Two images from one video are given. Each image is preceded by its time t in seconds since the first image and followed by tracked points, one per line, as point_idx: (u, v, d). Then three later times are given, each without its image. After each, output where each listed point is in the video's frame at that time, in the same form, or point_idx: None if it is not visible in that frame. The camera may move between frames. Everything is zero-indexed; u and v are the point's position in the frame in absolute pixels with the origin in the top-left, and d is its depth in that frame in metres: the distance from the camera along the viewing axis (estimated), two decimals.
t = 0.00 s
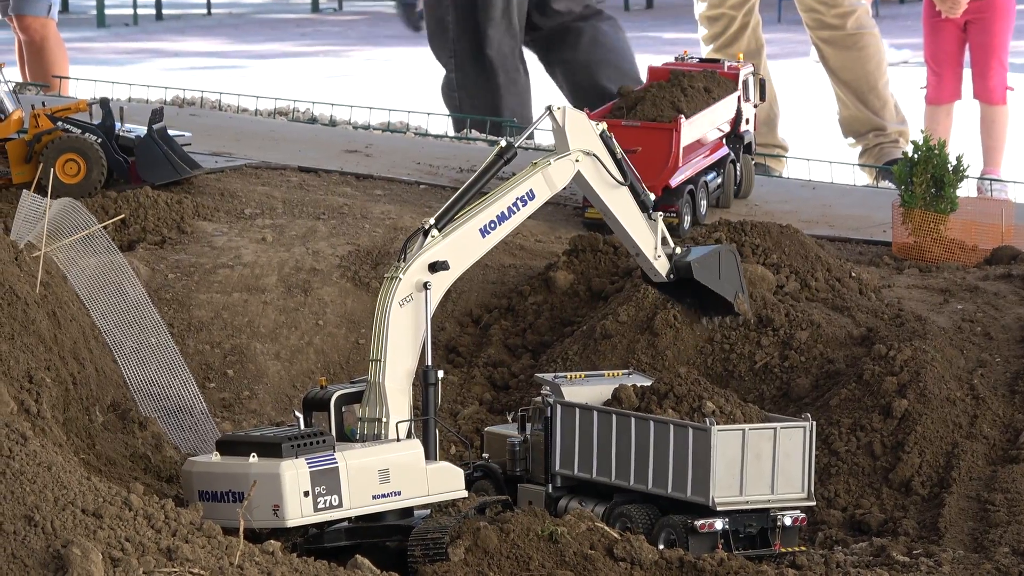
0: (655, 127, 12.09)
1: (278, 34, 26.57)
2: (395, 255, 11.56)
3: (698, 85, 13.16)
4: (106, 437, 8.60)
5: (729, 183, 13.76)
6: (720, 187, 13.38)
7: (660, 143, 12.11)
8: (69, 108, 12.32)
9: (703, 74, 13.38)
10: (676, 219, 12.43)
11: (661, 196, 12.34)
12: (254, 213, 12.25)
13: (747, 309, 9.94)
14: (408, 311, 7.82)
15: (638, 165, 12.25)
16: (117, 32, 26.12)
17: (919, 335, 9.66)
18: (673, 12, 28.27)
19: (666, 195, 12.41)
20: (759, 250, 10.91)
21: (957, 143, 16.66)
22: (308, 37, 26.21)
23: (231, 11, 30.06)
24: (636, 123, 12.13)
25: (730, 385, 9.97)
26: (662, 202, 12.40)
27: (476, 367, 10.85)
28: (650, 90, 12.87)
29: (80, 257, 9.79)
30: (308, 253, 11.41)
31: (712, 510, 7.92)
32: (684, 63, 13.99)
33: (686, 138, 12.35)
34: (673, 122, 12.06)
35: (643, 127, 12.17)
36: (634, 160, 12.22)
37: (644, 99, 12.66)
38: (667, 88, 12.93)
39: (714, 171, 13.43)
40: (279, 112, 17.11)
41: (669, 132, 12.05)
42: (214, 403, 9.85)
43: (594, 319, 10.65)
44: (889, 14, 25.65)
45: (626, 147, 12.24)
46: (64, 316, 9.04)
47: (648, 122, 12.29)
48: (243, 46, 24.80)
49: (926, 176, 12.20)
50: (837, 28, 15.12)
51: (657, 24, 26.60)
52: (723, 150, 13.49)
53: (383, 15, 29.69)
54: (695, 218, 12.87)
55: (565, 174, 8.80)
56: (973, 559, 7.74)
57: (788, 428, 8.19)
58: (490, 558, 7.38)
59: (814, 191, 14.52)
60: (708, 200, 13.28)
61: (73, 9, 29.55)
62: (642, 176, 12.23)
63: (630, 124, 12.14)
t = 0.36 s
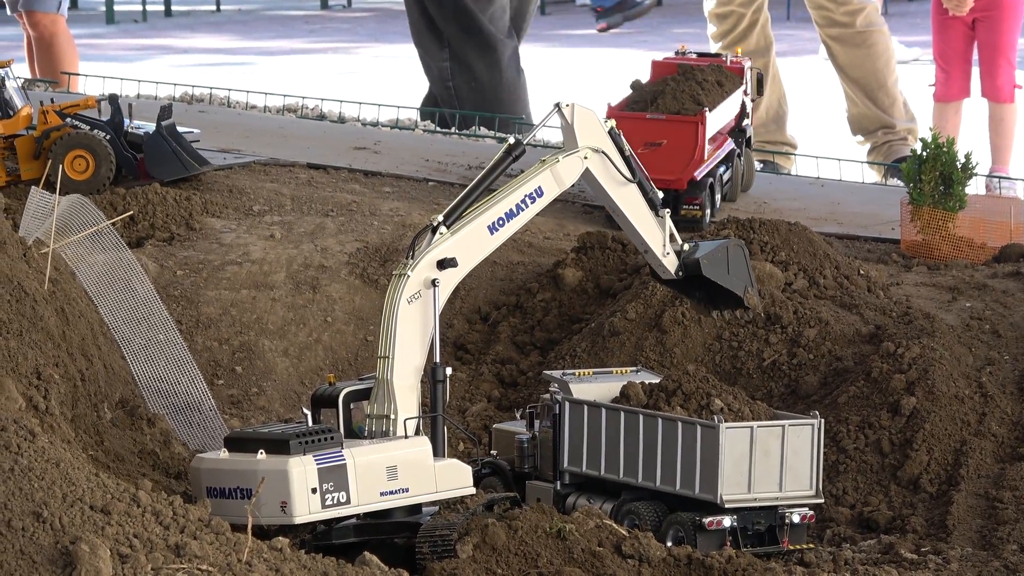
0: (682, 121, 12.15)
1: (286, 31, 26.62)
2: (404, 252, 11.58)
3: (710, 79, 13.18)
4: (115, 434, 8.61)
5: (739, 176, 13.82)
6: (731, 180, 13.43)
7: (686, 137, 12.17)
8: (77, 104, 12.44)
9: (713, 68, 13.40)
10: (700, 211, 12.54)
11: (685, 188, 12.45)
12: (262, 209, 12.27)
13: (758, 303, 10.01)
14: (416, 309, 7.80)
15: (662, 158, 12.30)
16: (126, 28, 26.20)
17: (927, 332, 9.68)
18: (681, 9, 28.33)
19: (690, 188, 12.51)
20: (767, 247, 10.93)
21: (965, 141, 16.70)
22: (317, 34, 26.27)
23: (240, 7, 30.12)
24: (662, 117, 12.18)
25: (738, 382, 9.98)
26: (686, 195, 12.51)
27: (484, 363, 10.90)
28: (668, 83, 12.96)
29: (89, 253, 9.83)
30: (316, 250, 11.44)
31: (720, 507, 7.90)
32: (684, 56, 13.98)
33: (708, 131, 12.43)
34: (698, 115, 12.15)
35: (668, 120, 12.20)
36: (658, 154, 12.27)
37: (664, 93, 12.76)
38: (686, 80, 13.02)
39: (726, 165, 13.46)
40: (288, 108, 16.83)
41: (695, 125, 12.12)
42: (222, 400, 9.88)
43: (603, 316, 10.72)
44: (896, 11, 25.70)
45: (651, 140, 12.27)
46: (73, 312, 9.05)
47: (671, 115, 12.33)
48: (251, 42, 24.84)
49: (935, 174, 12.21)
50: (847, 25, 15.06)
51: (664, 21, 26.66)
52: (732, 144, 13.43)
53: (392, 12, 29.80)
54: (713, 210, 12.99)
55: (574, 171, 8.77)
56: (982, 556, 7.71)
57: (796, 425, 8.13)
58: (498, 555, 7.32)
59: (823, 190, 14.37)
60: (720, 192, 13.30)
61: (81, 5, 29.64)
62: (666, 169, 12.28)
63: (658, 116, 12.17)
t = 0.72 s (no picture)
0: (698, 111, 12.27)
1: (293, 28, 26.66)
2: (411, 249, 11.56)
3: (716, 71, 13.08)
4: (122, 431, 8.61)
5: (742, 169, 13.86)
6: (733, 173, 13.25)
7: (703, 128, 12.29)
8: (83, 103, 12.56)
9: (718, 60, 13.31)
10: (713, 201, 12.63)
11: (700, 177, 12.55)
12: (268, 207, 12.30)
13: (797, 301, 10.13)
14: (425, 306, 7.79)
15: (678, 148, 12.43)
16: (134, 25, 26.30)
17: (934, 329, 9.67)
18: (688, 5, 28.39)
19: (704, 177, 12.63)
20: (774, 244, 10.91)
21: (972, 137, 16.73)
22: (324, 31, 26.37)
23: (248, 3, 30.22)
24: (675, 106, 12.32)
25: (745, 379, 9.99)
26: (701, 184, 12.62)
27: (491, 360, 10.96)
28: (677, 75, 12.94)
29: (96, 251, 9.89)
30: (323, 247, 11.45)
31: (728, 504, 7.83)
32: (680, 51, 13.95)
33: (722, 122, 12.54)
34: (712, 105, 12.26)
35: (684, 111, 12.31)
36: (675, 144, 12.39)
37: (675, 84, 12.76)
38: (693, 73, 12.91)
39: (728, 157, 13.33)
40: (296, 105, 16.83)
41: (708, 115, 12.24)
42: (229, 397, 9.92)
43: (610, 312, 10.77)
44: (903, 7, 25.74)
45: (666, 130, 12.40)
46: (80, 310, 9.06)
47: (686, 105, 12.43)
48: (258, 39, 24.91)
49: (942, 170, 12.23)
50: (854, 22, 15.00)
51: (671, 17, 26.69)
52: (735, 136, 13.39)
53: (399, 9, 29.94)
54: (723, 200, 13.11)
55: (599, 167, 8.82)
56: (989, 552, 7.68)
57: (803, 422, 8.06)
58: (504, 552, 7.27)
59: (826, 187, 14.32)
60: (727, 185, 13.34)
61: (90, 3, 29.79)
62: (684, 159, 12.41)
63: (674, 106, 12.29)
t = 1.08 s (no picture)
0: (707, 105, 12.44)
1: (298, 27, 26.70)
2: (415, 248, 11.55)
3: (718, 66, 12.93)
4: (125, 430, 8.62)
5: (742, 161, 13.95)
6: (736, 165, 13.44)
7: (712, 121, 12.49)
8: (88, 101, 12.57)
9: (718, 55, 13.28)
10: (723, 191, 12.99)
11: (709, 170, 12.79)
12: (272, 205, 12.32)
13: (839, 309, 10.00)
14: (429, 306, 7.75)
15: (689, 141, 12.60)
16: (138, 24, 26.33)
17: (938, 327, 9.68)
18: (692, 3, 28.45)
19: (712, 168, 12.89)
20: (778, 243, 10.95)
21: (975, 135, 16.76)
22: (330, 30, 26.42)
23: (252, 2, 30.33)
24: (687, 101, 12.45)
25: (749, 377, 9.99)
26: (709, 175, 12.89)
27: (495, 359, 11.00)
28: (678, 73, 12.94)
29: (99, 249, 9.90)
30: (326, 245, 11.46)
31: (731, 502, 7.78)
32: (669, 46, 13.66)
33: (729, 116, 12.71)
34: (722, 98, 12.47)
35: (693, 105, 12.47)
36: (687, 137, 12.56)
37: (681, 79, 12.80)
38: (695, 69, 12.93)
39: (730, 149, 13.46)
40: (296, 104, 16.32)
41: (720, 109, 12.46)
42: (232, 396, 9.95)
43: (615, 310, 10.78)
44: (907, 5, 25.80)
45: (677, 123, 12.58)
46: (83, 308, 9.07)
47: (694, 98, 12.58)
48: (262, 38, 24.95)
49: (945, 169, 12.21)
50: (857, 20, 14.99)
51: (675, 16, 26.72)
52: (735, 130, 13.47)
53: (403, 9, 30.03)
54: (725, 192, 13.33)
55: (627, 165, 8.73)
56: (992, 551, 7.67)
57: (806, 420, 8.03)
58: (508, 550, 7.26)
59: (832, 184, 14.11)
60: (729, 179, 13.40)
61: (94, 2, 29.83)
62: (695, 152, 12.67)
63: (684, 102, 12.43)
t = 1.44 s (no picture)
0: (721, 100, 12.63)
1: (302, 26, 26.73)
2: (419, 247, 11.54)
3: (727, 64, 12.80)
4: (129, 430, 8.62)
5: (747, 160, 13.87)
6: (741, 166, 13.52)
7: (726, 117, 12.69)
8: (91, 100, 12.57)
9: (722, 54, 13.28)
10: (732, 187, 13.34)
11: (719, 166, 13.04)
12: (276, 205, 12.32)
13: (852, 313, 9.99)
14: (430, 306, 7.69)
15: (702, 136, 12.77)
16: (141, 24, 26.34)
17: (942, 326, 9.69)
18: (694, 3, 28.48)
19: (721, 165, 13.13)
20: (782, 242, 10.97)
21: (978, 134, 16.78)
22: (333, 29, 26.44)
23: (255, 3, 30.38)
24: (701, 96, 12.59)
25: (753, 377, 9.99)
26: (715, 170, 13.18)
27: (499, 359, 11.01)
28: (681, 72, 12.94)
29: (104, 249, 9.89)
30: (330, 245, 11.46)
31: (735, 501, 7.77)
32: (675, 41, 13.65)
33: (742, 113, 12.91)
34: (736, 95, 12.66)
35: (708, 100, 12.62)
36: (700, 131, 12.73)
37: (694, 74, 12.78)
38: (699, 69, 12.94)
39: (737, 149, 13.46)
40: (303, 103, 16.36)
41: (735, 104, 12.63)
42: (236, 395, 9.95)
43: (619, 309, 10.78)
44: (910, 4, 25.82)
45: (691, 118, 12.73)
46: (87, 309, 9.07)
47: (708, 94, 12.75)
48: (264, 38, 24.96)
49: (949, 167, 12.19)
50: (861, 19, 15.00)
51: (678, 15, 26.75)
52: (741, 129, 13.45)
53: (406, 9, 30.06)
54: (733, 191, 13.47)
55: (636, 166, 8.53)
56: (996, 549, 7.66)
57: (810, 420, 8.01)
58: (513, 550, 7.26)
59: (836, 184, 14.10)
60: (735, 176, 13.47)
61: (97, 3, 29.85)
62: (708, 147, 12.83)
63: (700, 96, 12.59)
